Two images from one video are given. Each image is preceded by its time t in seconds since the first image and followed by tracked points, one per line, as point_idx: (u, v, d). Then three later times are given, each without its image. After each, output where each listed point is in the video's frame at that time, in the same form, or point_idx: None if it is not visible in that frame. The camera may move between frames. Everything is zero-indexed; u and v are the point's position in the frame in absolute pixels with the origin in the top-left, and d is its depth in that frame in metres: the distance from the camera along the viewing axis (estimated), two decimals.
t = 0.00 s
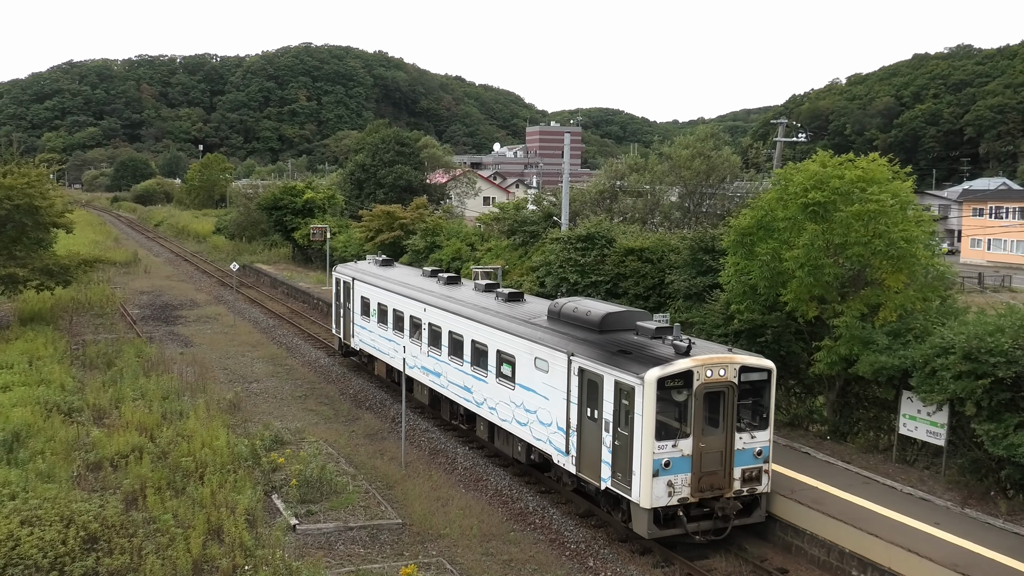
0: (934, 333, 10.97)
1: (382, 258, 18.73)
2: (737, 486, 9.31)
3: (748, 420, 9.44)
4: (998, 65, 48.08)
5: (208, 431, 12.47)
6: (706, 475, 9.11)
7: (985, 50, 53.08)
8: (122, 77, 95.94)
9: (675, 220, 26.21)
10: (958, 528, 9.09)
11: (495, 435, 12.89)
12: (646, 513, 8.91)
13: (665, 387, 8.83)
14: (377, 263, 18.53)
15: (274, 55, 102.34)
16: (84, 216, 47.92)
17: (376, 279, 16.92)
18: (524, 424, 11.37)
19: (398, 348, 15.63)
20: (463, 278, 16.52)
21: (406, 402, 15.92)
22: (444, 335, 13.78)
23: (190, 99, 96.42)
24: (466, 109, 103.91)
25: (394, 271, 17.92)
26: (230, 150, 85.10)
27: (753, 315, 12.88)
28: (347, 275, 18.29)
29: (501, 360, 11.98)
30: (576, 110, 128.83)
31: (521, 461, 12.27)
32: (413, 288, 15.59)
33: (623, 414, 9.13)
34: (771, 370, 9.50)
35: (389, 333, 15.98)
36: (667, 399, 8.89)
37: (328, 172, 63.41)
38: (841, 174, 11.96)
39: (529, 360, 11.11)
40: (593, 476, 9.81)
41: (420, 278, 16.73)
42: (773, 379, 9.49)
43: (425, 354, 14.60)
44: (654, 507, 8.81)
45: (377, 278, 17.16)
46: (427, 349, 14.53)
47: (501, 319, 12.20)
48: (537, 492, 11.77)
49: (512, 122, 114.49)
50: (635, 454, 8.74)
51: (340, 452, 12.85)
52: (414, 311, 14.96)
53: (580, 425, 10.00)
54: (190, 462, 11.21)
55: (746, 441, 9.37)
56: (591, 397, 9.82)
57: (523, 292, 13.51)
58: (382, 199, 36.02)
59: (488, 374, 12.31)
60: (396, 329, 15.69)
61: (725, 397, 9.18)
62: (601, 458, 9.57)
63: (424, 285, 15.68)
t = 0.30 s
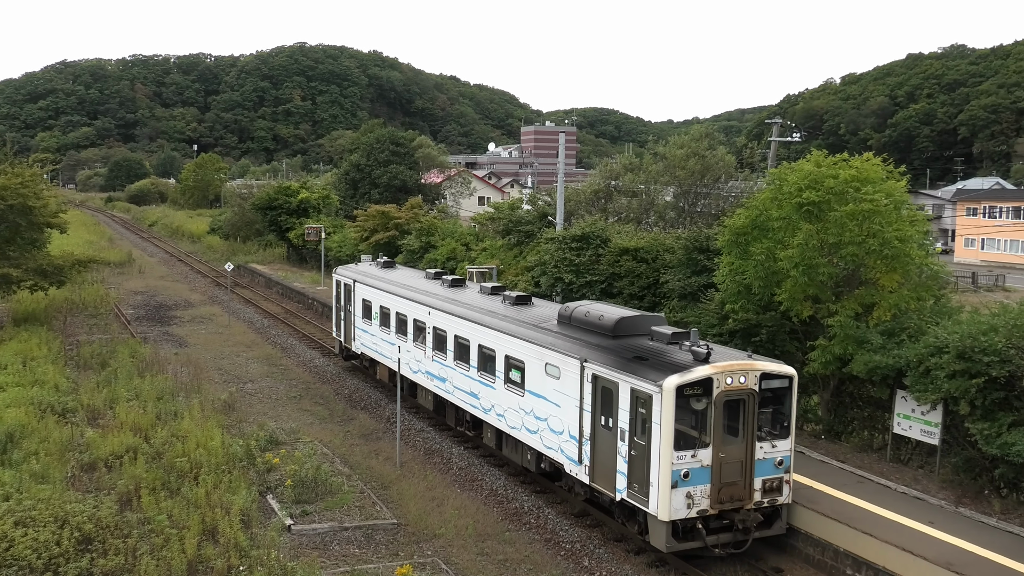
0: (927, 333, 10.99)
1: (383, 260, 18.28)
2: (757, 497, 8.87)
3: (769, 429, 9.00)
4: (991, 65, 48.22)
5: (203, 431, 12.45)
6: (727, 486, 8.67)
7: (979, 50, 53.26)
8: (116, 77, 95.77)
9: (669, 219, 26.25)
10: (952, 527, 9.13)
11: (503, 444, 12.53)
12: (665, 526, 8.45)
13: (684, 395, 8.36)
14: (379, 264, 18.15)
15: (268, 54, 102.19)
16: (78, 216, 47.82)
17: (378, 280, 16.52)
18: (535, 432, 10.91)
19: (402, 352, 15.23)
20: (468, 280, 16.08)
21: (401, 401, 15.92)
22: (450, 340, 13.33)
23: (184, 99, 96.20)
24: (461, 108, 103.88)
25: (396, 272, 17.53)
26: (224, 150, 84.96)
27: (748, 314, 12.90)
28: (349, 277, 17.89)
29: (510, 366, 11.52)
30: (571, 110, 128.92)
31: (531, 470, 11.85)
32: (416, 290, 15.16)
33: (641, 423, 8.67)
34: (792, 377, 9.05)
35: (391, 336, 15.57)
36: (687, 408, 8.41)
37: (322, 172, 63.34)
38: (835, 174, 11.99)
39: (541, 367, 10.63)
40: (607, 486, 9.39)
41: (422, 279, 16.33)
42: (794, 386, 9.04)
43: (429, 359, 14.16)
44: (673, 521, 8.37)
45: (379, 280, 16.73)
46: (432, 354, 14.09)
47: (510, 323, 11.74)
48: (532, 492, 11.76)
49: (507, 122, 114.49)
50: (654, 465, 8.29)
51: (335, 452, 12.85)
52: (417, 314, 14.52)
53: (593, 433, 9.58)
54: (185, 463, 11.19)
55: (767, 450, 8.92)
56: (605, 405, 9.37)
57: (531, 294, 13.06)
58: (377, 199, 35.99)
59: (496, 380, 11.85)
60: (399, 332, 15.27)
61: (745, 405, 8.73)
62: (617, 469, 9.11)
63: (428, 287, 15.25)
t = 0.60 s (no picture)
0: (922, 332, 10.99)
1: (386, 261, 17.98)
2: (781, 508, 8.37)
3: (793, 437, 8.49)
4: (986, 65, 48.32)
5: (199, 431, 12.44)
6: (749, 497, 8.18)
7: (973, 49, 53.40)
8: (111, 77, 95.56)
9: (665, 219, 26.29)
10: (948, 525, 9.14)
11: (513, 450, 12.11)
12: (685, 539, 7.98)
13: (705, 404, 7.89)
14: (381, 268, 17.84)
15: (264, 54, 102.05)
16: (72, 216, 47.77)
17: (382, 283, 16.17)
18: (547, 440, 10.44)
19: (407, 357, 14.84)
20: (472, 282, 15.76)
21: (397, 401, 15.91)
22: (456, 344, 12.89)
23: (179, 99, 96.10)
24: (456, 108, 103.85)
25: (399, 275, 17.19)
26: (219, 150, 84.87)
27: (744, 313, 12.93)
28: (350, 280, 17.54)
29: (520, 371, 11.07)
30: (567, 110, 129.00)
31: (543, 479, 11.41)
32: (420, 292, 14.80)
33: (659, 431, 8.18)
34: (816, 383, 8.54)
35: (397, 341, 15.22)
36: (708, 417, 7.94)
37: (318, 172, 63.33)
38: (830, 173, 12.01)
39: (553, 373, 10.17)
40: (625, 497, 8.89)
41: (426, 282, 15.99)
42: (818, 393, 8.53)
43: (435, 364, 13.72)
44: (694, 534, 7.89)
45: (383, 282, 16.37)
46: (437, 358, 13.65)
47: (519, 327, 11.31)
48: (528, 492, 11.76)
49: (503, 122, 114.50)
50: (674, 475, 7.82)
51: (331, 452, 12.85)
52: (422, 317, 14.13)
53: (608, 441, 9.05)
54: (180, 463, 11.17)
55: (789, 459, 8.42)
56: (621, 413, 8.89)
57: (540, 297, 12.62)
58: (373, 199, 35.98)
59: (506, 386, 11.41)
60: (405, 337, 14.89)
61: (768, 413, 8.24)
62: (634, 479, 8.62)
63: (434, 290, 14.86)
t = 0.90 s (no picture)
0: (920, 331, 10.96)
1: (390, 263, 17.72)
2: (807, 520, 7.99)
3: (820, 447, 8.10)
4: (983, 65, 48.37)
5: (196, 432, 12.43)
6: (774, 510, 7.80)
7: (970, 49, 53.49)
8: (108, 77, 95.40)
9: (663, 219, 26.32)
10: (947, 525, 9.13)
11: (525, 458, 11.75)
12: (709, 554, 7.58)
13: (729, 413, 7.51)
14: (386, 269, 17.59)
15: (262, 54, 102.01)
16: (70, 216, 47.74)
17: (386, 284, 15.86)
18: (561, 448, 10.03)
19: (413, 361, 14.51)
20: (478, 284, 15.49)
21: (395, 402, 15.92)
22: (464, 348, 12.50)
23: (177, 99, 96.06)
24: (454, 108, 103.82)
25: (404, 277, 16.91)
26: (217, 150, 84.83)
27: (741, 313, 12.95)
28: (354, 282, 17.22)
29: (533, 377, 10.67)
30: (564, 110, 128.98)
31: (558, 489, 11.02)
32: (426, 295, 14.47)
33: (683, 442, 7.80)
34: (844, 391, 8.12)
35: (402, 345, 14.90)
36: (731, 427, 7.56)
37: (315, 172, 63.31)
38: (827, 173, 12.02)
39: (568, 379, 9.76)
40: (643, 508, 8.51)
41: (431, 284, 15.71)
42: (847, 401, 8.12)
43: (442, 368, 13.34)
44: (718, 548, 7.50)
45: (386, 284, 16.06)
46: (444, 363, 13.27)
47: (531, 331, 10.93)
48: (526, 492, 11.76)
49: (500, 122, 114.51)
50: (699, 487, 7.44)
51: (329, 451, 12.86)
52: (429, 321, 13.78)
53: (627, 451, 8.68)
54: (178, 464, 11.15)
55: (816, 469, 8.03)
56: (640, 421, 8.51)
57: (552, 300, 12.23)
58: (370, 199, 35.97)
59: (517, 392, 11.01)
60: (411, 341, 14.57)
61: (794, 422, 7.85)
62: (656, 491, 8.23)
63: (441, 293, 14.53)
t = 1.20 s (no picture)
0: (918, 331, 10.94)
1: (394, 265, 17.55)
2: (834, 532, 7.69)
3: (849, 457, 7.77)
4: (980, 65, 48.48)
5: (195, 432, 12.42)
6: (802, 522, 7.49)
7: (967, 49, 53.58)
8: (106, 77, 95.30)
9: (661, 219, 26.36)
10: (944, 524, 9.14)
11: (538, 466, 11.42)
12: (734, 569, 7.25)
13: (755, 422, 7.18)
14: (391, 272, 17.44)
15: (260, 54, 102.00)
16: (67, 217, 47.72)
17: (391, 287, 15.65)
18: (576, 457, 9.73)
19: (419, 366, 14.28)
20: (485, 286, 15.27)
21: (393, 402, 15.91)
22: (473, 353, 12.22)
23: (174, 99, 96.03)
24: (452, 109, 103.82)
25: (409, 279, 16.71)
26: (215, 151, 84.82)
27: (739, 312, 12.99)
28: (359, 284, 17.01)
29: (546, 383, 10.37)
30: (562, 110, 129.03)
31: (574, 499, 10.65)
32: (433, 298, 14.24)
33: (707, 452, 7.48)
34: (873, 398, 7.79)
35: (408, 349, 14.68)
36: (757, 437, 7.23)
37: (313, 172, 63.31)
38: (825, 173, 12.04)
39: (583, 386, 9.47)
40: (664, 520, 8.19)
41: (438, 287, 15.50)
42: (876, 409, 7.80)
43: (451, 374, 13.06)
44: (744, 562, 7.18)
45: (392, 286, 15.85)
46: (453, 368, 12.99)
47: (544, 335, 10.64)
48: (525, 492, 11.77)
49: (498, 122, 114.59)
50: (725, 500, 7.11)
51: (327, 452, 12.85)
52: (436, 324, 13.53)
53: (647, 460, 8.35)
54: (176, 464, 11.14)
55: (844, 480, 7.72)
56: (661, 430, 8.19)
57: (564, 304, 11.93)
58: (368, 199, 35.96)
59: (529, 399, 10.72)
60: (417, 345, 14.35)
61: (822, 431, 7.52)
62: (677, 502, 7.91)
63: (449, 296, 14.29)
